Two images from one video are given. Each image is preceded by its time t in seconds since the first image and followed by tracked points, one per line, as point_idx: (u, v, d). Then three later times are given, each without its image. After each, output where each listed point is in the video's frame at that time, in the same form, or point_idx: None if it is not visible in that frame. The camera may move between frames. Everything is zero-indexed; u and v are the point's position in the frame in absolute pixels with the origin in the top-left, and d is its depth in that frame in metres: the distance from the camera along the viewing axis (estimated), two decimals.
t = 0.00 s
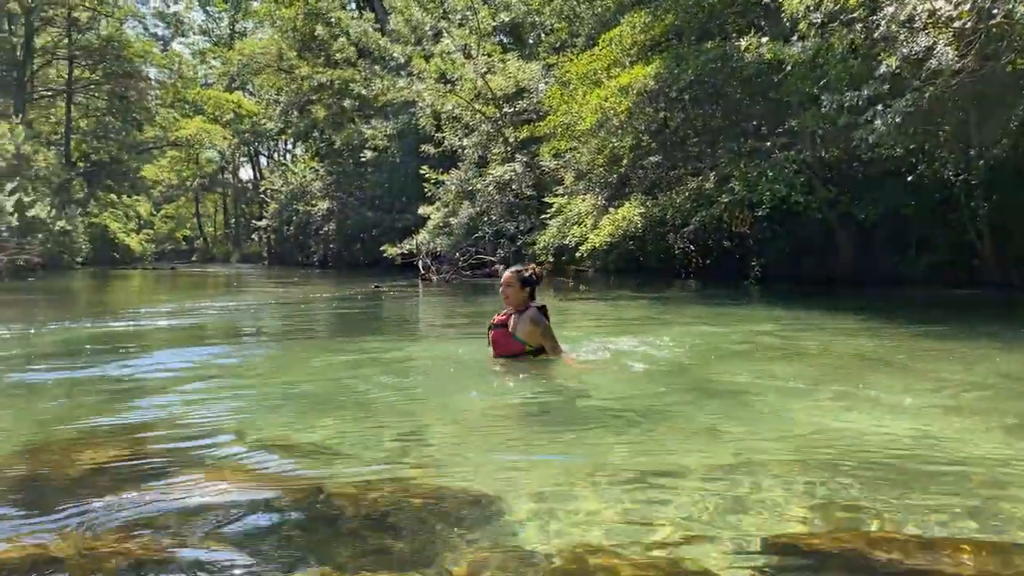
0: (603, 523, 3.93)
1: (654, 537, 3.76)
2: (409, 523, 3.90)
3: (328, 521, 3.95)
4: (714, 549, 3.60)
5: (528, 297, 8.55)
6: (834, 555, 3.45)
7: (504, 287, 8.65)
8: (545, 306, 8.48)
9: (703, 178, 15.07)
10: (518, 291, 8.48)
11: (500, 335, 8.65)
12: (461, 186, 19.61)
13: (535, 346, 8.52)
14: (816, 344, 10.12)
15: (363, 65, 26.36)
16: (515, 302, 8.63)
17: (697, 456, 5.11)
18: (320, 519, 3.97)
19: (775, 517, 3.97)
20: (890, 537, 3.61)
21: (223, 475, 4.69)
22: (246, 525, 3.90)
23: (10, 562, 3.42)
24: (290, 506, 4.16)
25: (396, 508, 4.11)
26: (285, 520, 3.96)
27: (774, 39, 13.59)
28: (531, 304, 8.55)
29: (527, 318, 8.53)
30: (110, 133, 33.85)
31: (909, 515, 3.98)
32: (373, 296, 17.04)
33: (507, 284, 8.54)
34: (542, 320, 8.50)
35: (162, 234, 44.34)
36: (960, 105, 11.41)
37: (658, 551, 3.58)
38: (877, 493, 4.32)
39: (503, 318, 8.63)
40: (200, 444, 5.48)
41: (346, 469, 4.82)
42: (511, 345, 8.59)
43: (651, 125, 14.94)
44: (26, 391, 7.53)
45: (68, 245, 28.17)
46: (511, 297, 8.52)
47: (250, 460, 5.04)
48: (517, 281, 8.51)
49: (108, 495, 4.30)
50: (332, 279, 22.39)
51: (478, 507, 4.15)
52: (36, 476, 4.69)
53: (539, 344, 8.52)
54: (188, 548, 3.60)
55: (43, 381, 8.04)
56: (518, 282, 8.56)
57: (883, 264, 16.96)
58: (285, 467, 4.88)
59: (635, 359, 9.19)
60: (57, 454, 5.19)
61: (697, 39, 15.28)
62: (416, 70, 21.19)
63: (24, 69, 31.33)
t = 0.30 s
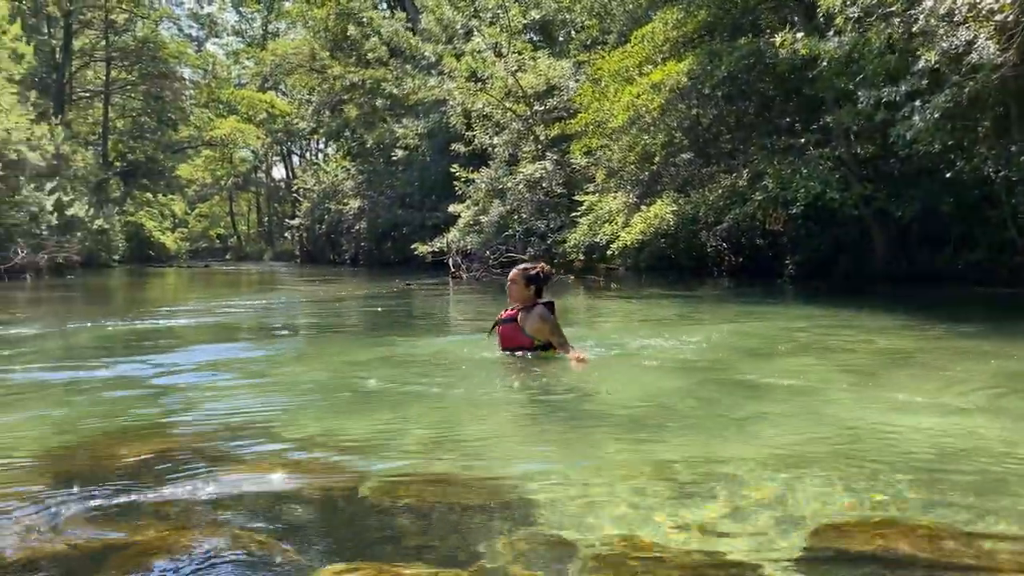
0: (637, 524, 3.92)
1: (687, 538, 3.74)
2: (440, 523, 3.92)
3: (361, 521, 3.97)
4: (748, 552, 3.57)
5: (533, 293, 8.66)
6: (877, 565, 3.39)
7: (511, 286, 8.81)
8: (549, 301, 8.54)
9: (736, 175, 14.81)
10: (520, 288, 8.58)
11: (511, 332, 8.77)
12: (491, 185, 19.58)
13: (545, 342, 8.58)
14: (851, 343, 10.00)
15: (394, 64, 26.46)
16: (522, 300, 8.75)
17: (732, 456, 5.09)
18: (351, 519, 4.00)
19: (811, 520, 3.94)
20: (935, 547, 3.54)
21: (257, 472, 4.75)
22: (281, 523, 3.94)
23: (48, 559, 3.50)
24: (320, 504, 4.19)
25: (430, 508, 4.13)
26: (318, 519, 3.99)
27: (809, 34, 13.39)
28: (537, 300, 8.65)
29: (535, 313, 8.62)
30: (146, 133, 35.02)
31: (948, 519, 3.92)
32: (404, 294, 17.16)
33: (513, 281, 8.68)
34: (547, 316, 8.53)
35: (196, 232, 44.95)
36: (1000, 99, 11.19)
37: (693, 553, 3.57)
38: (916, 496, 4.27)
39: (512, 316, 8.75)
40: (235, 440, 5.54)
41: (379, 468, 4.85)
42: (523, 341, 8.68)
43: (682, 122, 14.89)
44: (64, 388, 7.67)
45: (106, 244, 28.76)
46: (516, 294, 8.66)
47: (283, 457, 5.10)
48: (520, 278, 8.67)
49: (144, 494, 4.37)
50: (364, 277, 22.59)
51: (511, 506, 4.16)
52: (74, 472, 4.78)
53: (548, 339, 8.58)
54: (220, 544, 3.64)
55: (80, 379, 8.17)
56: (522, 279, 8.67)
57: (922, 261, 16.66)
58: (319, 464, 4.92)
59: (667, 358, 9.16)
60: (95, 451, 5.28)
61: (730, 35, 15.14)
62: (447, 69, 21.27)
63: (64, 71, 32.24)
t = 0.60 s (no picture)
0: (680, 521, 3.94)
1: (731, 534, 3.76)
2: (482, 518, 3.97)
3: (406, 517, 4.04)
4: (793, 548, 3.58)
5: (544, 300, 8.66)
6: (927, 559, 3.38)
7: (520, 292, 8.79)
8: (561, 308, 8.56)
9: (771, 172, 14.66)
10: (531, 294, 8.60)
11: (519, 337, 8.77)
12: (524, 182, 19.62)
13: (554, 348, 8.60)
14: (891, 340, 9.88)
15: (427, 63, 26.60)
16: (531, 306, 8.75)
17: (773, 453, 5.08)
18: (391, 516, 4.05)
19: (855, 518, 3.93)
20: (986, 545, 3.51)
21: (298, 469, 4.82)
22: (324, 518, 4.01)
23: (93, 550, 3.59)
24: (361, 502, 4.25)
25: (472, 505, 4.18)
26: (361, 516, 4.05)
27: (847, 28, 13.19)
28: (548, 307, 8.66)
29: (545, 320, 8.63)
30: (182, 134, 35.88)
31: (997, 520, 3.89)
32: (436, 292, 17.27)
33: (523, 288, 8.67)
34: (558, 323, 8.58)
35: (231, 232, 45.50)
36: None
37: (737, 548, 3.58)
38: (962, 496, 4.24)
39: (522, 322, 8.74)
40: (276, 436, 5.63)
41: (420, 465, 4.91)
42: (531, 347, 8.68)
43: (718, 119, 14.64)
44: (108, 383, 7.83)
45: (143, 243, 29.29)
46: (526, 301, 8.65)
47: (326, 453, 5.18)
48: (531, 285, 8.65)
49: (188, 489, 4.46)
50: (396, 274, 22.73)
51: (553, 502, 4.21)
52: (120, 467, 4.88)
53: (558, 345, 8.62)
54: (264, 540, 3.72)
55: (123, 374, 8.34)
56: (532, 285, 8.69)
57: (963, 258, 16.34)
58: (360, 461, 4.99)
59: (703, 355, 9.12)
60: (139, 446, 5.39)
61: (764, 31, 15.00)
62: (480, 67, 21.34)
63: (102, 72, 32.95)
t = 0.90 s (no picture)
0: (720, 521, 3.87)
1: (773, 535, 3.68)
2: (522, 515, 3.95)
3: (442, 513, 4.01)
4: (838, 550, 3.50)
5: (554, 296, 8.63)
6: (979, 564, 3.30)
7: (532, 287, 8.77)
8: (572, 304, 8.53)
9: (809, 169, 14.50)
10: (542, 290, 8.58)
11: (529, 332, 8.74)
12: (558, 180, 19.58)
13: (565, 345, 8.55)
14: (933, 339, 9.67)
15: (462, 62, 26.69)
16: (542, 301, 8.73)
17: (815, 454, 4.98)
18: (432, 509, 4.08)
19: (903, 520, 3.84)
20: None
21: (332, 467, 4.82)
22: (358, 514, 4.00)
23: (142, 537, 3.66)
24: (402, 495, 4.29)
25: (508, 503, 4.14)
26: (395, 512, 4.04)
27: (888, 22, 12.97)
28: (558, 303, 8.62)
29: (555, 316, 8.59)
30: (219, 133, 36.38)
31: None
32: (471, 290, 17.31)
33: (534, 284, 8.66)
34: (569, 319, 8.54)
35: (267, 231, 45.99)
36: None
37: (780, 548, 3.53)
38: (1012, 498, 4.14)
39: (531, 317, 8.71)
40: (310, 433, 5.64)
41: (455, 464, 4.88)
42: (541, 342, 8.65)
43: (755, 115, 14.42)
44: (152, 379, 7.97)
45: (182, 242, 29.72)
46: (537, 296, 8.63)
47: (361, 451, 5.18)
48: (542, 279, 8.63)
49: (223, 484, 4.48)
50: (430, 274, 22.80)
51: (590, 501, 4.16)
52: (167, 460, 4.98)
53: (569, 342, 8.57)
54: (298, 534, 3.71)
55: (165, 370, 8.48)
56: (544, 281, 8.67)
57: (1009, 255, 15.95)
58: (395, 459, 4.98)
59: (739, 355, 9.01)
60: (175, 442, 5.43)
61: (803, 26, 14.81)
62: (514, 66, 21.35)
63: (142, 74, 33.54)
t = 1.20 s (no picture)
0: (758, 524, 3.84)
1: (814, 538, 3.63)
2: (561, 513, 3.99)
3: (478, 514, 4.02)
4: (881, 554, 3.44)
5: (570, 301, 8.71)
6: None
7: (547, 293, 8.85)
8: (586, 309, 8.62)
9: (849, 166, 14.34)
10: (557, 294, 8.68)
11: (545, 337, 8.83)
12: (592, 179, 19.50)
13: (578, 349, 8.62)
14: (977, 338, 9.51)
15: (497, 61, 26.76)
16: (558, 306, 8.81)
17: (857, 457, 4.88)
18: (472, 507, 4.14)
19: (948, 524, 3.75)
20: None
21: (367, 467, 4.85)
22: (394, 515, 4.02)
23: (191, 533, 3.76)
24: (442, 493, 4.35)
25: (545, 504, 4.14)
26: (432, 514, 4.04)
27: (931, 17, 12.76)
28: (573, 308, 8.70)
29: (571, 321, 8.66)
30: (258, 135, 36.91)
31: None
32: (506, 289, 17.34)
33: (549, 288, 8.78)
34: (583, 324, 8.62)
35: (304, 231, 46.46)
36: None
37: (821, 547, 3.52)
38: None
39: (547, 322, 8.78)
40: (346, 434, 5.67)
41: (489, 465, 4.87)
42: (555, 347, 8.74)
43: (793, 113, 14.23)
44: (195, 377, 8.14)
45: (222, 242, 30.17)
46: (552, 301, 8.73)
47: (396, 451, 5.19)
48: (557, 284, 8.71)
49: (262, 485, 4.53)
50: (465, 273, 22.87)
51: (628, 504, 4.13)
52: (213, 457, 5.10)
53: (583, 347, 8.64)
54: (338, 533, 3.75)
55: (207, 368, 8.65)
56: (559, 286, 8.78)
57: None
58: (430, 460, 4.98)
59: (779, 354, 8.86)
60: (213, 443, 5.49)
61: (843, 21, 14.61)
62: (549, 65, 21.38)
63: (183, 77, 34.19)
